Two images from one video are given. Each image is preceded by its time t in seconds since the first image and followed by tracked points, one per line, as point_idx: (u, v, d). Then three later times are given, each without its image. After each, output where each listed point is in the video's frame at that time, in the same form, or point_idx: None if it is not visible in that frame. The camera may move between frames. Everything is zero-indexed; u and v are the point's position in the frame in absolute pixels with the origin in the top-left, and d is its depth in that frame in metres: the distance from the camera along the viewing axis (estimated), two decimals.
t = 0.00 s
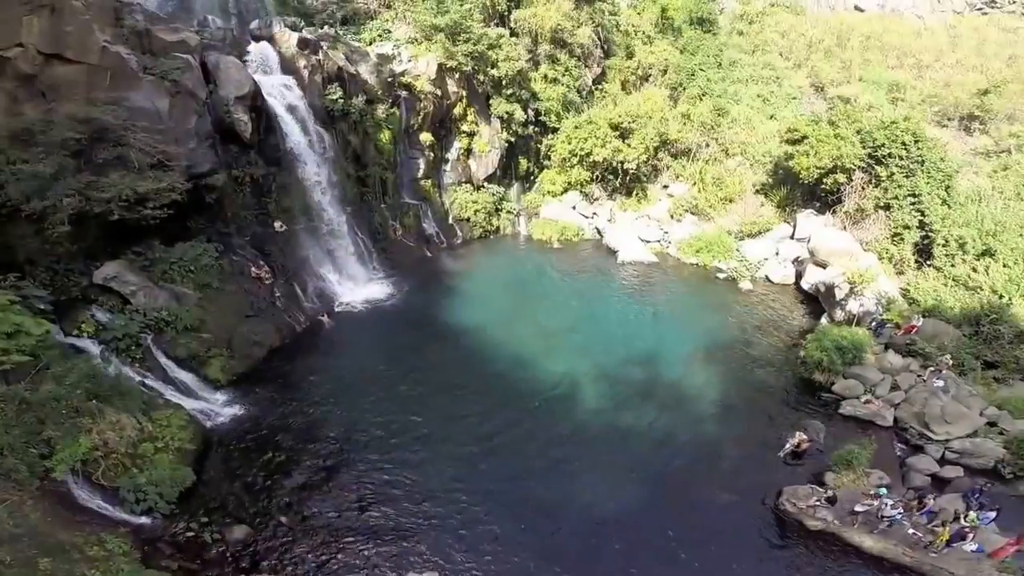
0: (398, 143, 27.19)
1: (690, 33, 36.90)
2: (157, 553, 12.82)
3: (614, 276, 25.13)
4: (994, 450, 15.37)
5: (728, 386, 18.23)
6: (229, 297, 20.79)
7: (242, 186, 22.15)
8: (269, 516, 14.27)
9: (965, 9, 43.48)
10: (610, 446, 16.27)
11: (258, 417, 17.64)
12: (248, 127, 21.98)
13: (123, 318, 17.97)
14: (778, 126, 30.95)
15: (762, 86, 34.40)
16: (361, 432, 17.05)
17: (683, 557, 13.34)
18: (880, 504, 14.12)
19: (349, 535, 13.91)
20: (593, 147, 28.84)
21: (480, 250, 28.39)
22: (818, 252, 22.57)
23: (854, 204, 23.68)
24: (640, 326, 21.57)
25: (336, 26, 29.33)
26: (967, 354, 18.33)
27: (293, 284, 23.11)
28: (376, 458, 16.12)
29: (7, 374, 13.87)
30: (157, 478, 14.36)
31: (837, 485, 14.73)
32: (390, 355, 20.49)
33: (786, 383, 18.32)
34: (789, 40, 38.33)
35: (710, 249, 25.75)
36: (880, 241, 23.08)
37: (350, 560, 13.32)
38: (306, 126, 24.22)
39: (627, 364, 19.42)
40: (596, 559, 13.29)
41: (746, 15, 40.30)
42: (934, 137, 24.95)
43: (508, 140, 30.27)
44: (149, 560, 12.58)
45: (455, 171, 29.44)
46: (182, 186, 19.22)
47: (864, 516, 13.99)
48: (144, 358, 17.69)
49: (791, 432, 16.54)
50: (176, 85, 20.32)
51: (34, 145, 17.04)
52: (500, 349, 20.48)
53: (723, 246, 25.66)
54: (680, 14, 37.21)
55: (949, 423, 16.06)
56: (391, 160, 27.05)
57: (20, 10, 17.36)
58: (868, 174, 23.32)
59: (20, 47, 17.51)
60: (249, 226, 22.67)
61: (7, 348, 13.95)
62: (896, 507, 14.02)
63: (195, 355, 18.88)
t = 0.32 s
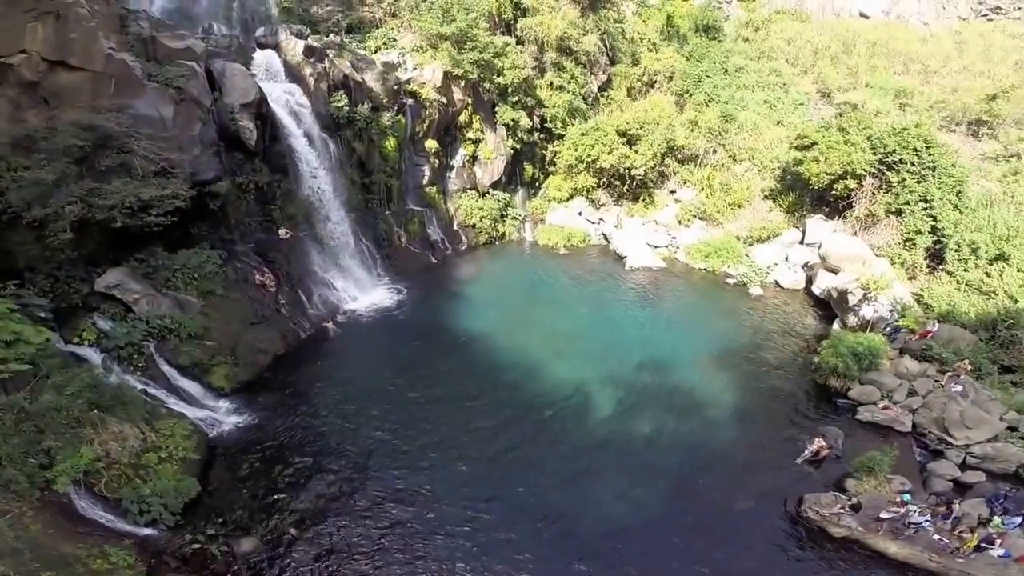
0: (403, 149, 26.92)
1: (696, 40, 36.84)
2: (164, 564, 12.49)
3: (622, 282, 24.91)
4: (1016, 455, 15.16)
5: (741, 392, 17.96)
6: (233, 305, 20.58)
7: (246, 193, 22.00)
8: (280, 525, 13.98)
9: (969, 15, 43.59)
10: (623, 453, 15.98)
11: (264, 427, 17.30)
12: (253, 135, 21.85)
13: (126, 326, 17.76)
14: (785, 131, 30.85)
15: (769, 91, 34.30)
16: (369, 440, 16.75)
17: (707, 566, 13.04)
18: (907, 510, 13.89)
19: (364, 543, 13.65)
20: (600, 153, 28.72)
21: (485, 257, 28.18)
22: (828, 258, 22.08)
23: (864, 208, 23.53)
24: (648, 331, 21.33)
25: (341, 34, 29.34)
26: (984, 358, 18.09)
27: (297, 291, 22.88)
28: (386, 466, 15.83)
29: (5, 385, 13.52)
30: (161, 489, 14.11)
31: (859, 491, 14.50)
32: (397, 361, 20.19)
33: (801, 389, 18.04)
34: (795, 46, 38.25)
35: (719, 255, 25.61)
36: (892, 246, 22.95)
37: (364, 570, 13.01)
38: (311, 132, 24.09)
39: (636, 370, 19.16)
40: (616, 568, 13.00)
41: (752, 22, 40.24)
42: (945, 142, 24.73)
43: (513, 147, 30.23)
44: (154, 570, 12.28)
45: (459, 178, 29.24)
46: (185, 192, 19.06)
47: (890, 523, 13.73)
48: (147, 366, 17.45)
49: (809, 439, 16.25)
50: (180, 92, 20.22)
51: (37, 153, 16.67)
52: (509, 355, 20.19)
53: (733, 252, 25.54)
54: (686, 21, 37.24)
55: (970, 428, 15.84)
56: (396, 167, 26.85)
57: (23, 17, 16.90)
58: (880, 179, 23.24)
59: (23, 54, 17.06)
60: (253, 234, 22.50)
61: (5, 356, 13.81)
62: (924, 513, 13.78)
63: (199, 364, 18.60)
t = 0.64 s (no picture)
0: (408, 152, 26.77)
1: (702, 41, 36.54)
2: None
3: (629, 286, 24.80)
4: None
5: (753, 400, 17.88)
6: (239, 313, 20.37)
7: (250, 198, 21.86)
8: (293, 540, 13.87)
9: (976, 15, 43.37)
10: (638, 464, 15.88)
11: (273, 439, 17.14)
12: (258, 138, 21.67)
13: (132, 337, 17.60)
14: (793, 133, 30.67)
15: (775, 93, 34.11)
16: (380, 453, 16.57)
17: None
18: (926, 522, 13.82)
19: (379, 558, 13.52)
20: (607, 156, 28.49)
21: (491, 262, 27.97)
22: (839, 263, 22.34)
23: (875, 214, 23.57)
24: (657, 337, 21.23)
25: (344, 34, 29.05)
26: (998, 366, 17.99)
27: (302, 298, 22.69)
28: (398, 479, 15.71)
29: (10, 399, 13.36)
30: (173, 504, 13.97)
31: (877, 501, 14.43)
32: (406, 370, 20.00)
33: (814, 398, 17.96)
34: (801, 46, 37.99)
35: (727, 260, 25.50)
36: (903, 252, 22.90)
37: None
38: (315, 136, 23.91)
39: (646, 378, 19.05)
40: None
41: (757, 22, 40.04)
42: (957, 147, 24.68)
43: (518, 150, 29.98)
44: None
45: (463, 181, 29.08)
46: (189, 198, 18.67)
47: (909, 534, 13.65)
48: (154, 378, 17.31)
49: (825, 449, 16.15)
50: (184, 95, 19.97)
51: (38, 158, 16.41)
52: (518, 363, 20.05)
53: (741, 257, 25.43)
54: (691, 21, 37.01)
55: (985, 437, 15.76)
56: (400, 170, 26.66)
57: (23, 17, 16.55)
58: (892, 184, 23.27)
59: (23, 56, 16.74)
60: (258, 240, 22.34)
61: (10, 371, 13.42)
62: (943, 525, 13.72)
63: (206, 375, 18.42)
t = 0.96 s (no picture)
0: (411, 155, 26.59)
1: (706, 41, 36.34)
2: None
3: (635, 291, 24.81)
4: None
5: (764, 408, 17.85)
6: (245, 322, 20.21)
7: (254, 203, 21.66)
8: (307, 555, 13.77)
9: (981, 15, 43.33)
10: (652, 474, 15.82)
11: (283, 450, 17.02)
12: (262, 142, 21.45)
13: (137, 348, 17.42)
14: (799, 135, 30.57)
15: (781, 94, 33.98)
16: (392, 465, 16.45)
17: None
18: (945, 532, 13.76)
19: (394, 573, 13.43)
20: (613, 160, 28.58)
21: (496, 266, 27.82)
22: (849, 269, 22.25)
23: (885, 219, 23.55)
24: (666, 344, 21.19)
25: (346, 35, 28.88)
26: (1011, 375, 17.99)
27: (308, 305, 22.49)
28: (410, 490, 15.61)
29: (19, 414, 13.21)
30: (187, 520, 13.84)
31: (893, 511, 14.38)
32: (414, 379, 19.88)
33: (826, 406, 17.91)
34: (806, 47, 37.83)
35: (735, 264, 25.42)
36: (914, 257, 22.73)
37: None
38: (320, 140, 23.78)
39: (656, 386, 19.00)
40: None
41: (761, 22, 39.90)
42: (972, 155, 24.92)
43: (522, 152, 29.86)
44: None
45: (468, 184, 28.96)
46: (193, 204, 18.45)
47: (928, 545, 13.59)
48: (161, 390, 17.19)
49: (840, 458, 16.09)
50: (187, 97, 19.76)
51: (39, 163, 16.32)
52: (527, 371, 19.95)
53: (749, 262, 25.35)
54: (694, 22, 36.83)
55: (1000, 446, 15.74)
56: (404, 174, 26.49)
57: (23, 18, 16.24)
58: (901, 189, 23.25)
59: (23, 57, 16.52)
60: (261, 247, 22.19)
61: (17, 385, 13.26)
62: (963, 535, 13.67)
63: (213, 386, 18.28)
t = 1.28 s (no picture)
0: (415, 157, 26.40)
1: (709, 42, 36.21)
2: None
3: (640, 296, 24.82)
4: None
5: (775, 415, 17.84)
6: (250, 330, 20.05)
7: (258, 208, 21.51)
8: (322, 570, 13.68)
9: (985, 15, 43.27)
10: (665, 484, 15.79)
11: (293, 461, 16.90)
12: (265, 145, 21.26)
13: (143, 358, 17.27)
14: (804, 138, 30.50)
15: (786, 95, 33.88)
16: (404, 476, 16.36)
17: None
18: (962, 541, 13.74)
19: None
20: (618, 162, 28.59)
21: (500, 270, 27.73)
22: (858, 275, 21.93)
23: (894, 223, 23.55)
24: (674, 350, 21.17)
25: (348, 35, 28.71)
26: None
27: (314, 311, 22.36)
28: (423, 502, 15.52)
29: (26, 429, 13.01)
30: (200, 534, 13.72)
31: (908, 520, 14.36)
32: (424, 387, 19.82)
33: (836, 413, 17.92)
34: (810, 48, 37.73)
35: (742, 269, 25.50)
36: (923, 263, 22.73)
37: None
38: (324, 143, 23.65)
39: (666, 394, 18.96)
40: None
41: (765, 23, 39.77)
42: (982, 159, 24.90)
43: (525, 154, 29.75)
44: None
45: (471, 187, 28.74)
46: (197, 210, 18.27)
47: (944, 555, 13.57)
48: (169, 401, 17.04)
49: (853, 467, 16.07)
50: (189, 99, 19.46)
51: (40, 168, 16.07)
52: (537, 378, 19.91)
53: (756, 267, 25.41)
54: (698, 22, 36.67)
55: (1013, 454, 15.76)
56: (408, 176, 26.28)
57: (22, 18, 16.05)
58: (910, 194, 23.28)
59: (22, 58, 16.32)
60: (265, 252, 22.02)
61: (24, 400, 13.03)
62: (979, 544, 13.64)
63: (220, 396, 18.13)
